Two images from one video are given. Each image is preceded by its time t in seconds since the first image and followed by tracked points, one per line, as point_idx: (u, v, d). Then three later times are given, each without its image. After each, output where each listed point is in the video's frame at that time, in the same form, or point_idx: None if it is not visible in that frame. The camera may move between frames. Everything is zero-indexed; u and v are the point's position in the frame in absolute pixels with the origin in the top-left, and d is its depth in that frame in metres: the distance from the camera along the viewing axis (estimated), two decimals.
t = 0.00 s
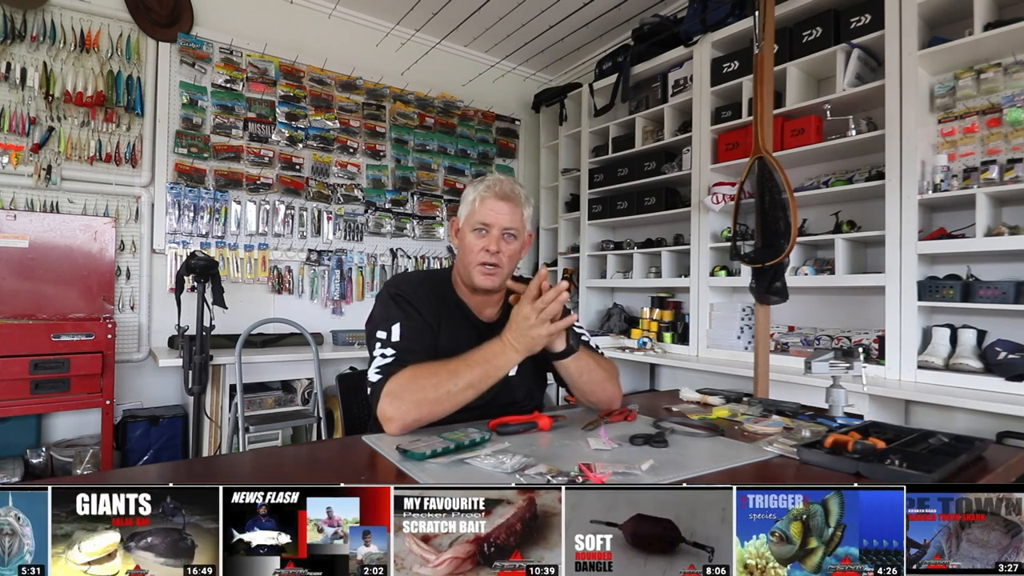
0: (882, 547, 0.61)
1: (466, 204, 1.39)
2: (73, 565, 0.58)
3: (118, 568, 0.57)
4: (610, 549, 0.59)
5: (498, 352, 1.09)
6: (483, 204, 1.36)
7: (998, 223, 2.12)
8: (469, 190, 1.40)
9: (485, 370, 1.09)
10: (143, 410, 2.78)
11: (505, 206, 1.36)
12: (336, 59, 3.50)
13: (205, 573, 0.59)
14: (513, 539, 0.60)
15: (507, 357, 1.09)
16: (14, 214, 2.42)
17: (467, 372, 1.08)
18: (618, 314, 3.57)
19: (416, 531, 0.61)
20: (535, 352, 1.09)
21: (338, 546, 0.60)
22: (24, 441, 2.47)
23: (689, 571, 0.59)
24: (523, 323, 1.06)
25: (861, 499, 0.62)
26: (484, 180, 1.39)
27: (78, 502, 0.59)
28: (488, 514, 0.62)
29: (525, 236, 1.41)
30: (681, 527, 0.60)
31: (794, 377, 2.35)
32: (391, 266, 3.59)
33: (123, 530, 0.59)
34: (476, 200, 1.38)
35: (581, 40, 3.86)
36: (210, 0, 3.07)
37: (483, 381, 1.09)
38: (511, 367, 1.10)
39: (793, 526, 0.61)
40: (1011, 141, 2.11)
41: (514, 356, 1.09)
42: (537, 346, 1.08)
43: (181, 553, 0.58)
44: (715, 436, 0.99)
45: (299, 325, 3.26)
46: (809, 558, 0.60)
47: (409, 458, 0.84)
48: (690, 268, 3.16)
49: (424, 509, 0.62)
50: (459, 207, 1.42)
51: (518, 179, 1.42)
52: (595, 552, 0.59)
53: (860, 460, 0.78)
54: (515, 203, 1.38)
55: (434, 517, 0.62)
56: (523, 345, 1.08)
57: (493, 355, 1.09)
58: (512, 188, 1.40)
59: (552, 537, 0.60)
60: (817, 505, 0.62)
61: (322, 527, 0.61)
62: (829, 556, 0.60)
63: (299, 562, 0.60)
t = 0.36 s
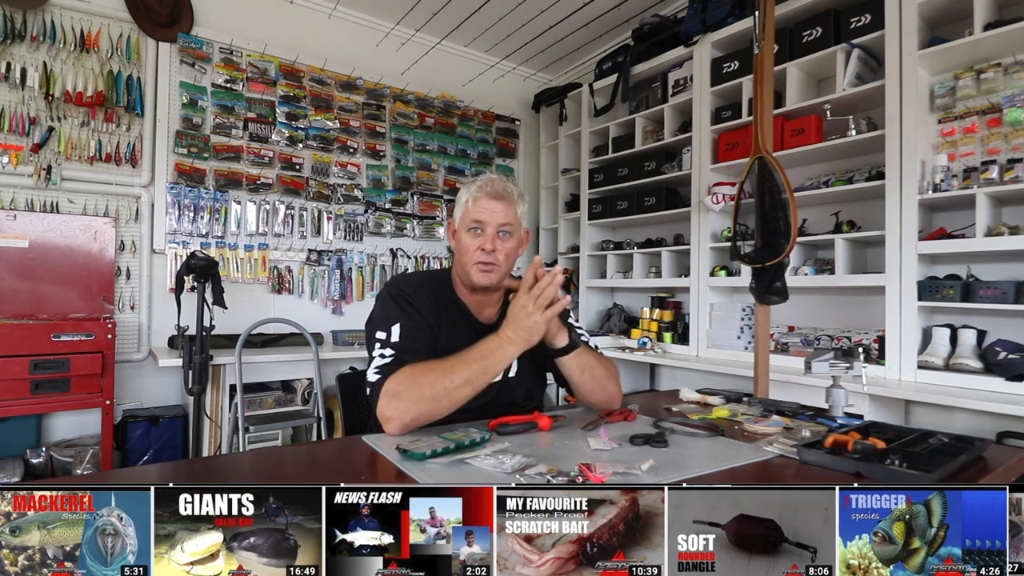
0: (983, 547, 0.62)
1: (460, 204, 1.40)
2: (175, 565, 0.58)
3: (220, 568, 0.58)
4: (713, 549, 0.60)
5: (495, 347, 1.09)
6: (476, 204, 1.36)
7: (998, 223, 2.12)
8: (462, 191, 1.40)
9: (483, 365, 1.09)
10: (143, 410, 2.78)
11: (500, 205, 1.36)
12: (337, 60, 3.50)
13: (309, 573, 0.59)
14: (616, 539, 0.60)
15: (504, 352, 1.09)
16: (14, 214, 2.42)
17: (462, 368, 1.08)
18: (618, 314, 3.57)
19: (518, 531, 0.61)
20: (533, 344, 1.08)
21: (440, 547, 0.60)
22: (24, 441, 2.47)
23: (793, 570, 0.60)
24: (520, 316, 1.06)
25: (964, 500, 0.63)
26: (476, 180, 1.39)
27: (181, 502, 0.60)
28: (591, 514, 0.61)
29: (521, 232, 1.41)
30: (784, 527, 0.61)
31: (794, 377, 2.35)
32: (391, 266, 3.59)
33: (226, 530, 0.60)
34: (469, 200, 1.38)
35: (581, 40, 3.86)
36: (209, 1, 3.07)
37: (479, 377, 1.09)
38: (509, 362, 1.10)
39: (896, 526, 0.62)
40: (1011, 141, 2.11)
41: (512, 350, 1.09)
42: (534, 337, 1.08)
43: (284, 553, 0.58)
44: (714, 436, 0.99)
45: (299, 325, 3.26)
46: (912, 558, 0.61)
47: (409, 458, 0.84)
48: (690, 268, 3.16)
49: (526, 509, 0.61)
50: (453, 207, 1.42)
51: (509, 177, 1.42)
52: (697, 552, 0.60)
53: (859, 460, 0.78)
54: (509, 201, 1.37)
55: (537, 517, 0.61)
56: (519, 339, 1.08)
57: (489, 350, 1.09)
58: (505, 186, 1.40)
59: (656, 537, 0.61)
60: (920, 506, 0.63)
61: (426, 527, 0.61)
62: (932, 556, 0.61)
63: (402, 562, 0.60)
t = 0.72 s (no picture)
0: (1001, 547, 0.62)
1: (460, 205, 1.40)
2: (192, 565, 0.58)
3: (237, 568, 0.58)
4: (729, 549, 0.60)
5: (500, 354, 1.09)
6: (475, 204, 1.36)
7: (998, 223, 2.12)
8: (461, 191, 1.40)
9: (488, 372, 1.09)
10: (143, 410, 2.78)
11: (499, 205, 1.36)
12: (336, 60, 3.50)
13: (325, 573, 0.59)
14: (632, 539, 0.60)
15: (508, 361, 1.09)
16: (14, 214, 2.42)
17: (466, 373, 1.08)
18: (618, 314, 3.57)
19: (535, 531, 0.60)
20: (535, 350, 1.10)
21: (457, 546, 0.60)
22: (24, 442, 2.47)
23: (808, 571, 0.60)
24: (521, 323, 1.07)
25: (981, 500, 0.62)
26: (476, 180, 1.39)
27: (198, 502, 0.59)
28: (608, 514, 0.61)
29: (521, 232, 1.41)
30: (800, 527, 0.61)
31: (794, 377, 2.35)
32: (391, 266, 3.59)
33: (242, 530, 0.60)
34: (469, 201, 1.38)
35: (581, 40, 3.86)
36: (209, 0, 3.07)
37: (481, 383, 1.09)
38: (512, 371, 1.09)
39: (912, 526, 0.62)
40: (1011, 140, 2.11)
41: (515, 356, 1.10)
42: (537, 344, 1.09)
43: (301, 553, 0.58)
44: (715, 436, 0.99)
45: (299, 325, 3.26)
46: (929, 558, 0.61)
47: (410, 458, 0.84)
48: (690, 268, 3.16)
49: (543, 509, 0.61)
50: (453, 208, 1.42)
51: (509, 177, 1.42)
52: (713, 552, 0.60)
53: (860, 460, 0.78)
54: (508, 200, 1.37)
55: (554, 517, 0.61)
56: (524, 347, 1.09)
57: (494, 357, 1.09)
58: (504, 185, 1.40)
59: (671, 537, 0.61)
60: (936, 506, 0.63)
61: (442, 527, 0.61)
62: (948, 556, 0.61)
63: (419, 562, 0.60)
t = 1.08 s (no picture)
0: (1001, 547, 0.62)
1: (451, 207, 1.40)
2: (192, 565, 0.58)
3: (237, 568, 0.58)
4: (729, 549, 0.60)
5: (501, 355, 1.09)
6: (466, 203, 1.36)
7: (998, 223, 2.12)
8: (451, 193, 1.40)
9: (488, 372, 1.09)
10: (143, 410, 2.78)
11: (490, 203, 1.36)
12: (336, 60, 3.50)
13: (325, 573, 0.59)
14: (632, 539, 0.60)
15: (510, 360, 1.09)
16: (14, 214, 2.42)
17: (467, 372, 1.08)
18: (618, 314, 3.57)
19: (535, 531, 0.60)
20: (536, 352, 1.09)
21: (457, 546, 0.60)
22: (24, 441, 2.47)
23: (808, 571, 0.60)
24: (520, 327, 1.06)
25: (981, 500, 0.62)
26: (464, 180, 1.39)
27: (198, 502, 0.59)
28: (608, 514, 0.61)
29: (513, 228, 1.41)
30: (800, 527, 0.61)
31: (794, 377, 2.35)
32: (391, 266, 3.59)
33: (242, 530, 0.60)
34: (459, 200, 1.38)
35: (581, 40, 3.86)
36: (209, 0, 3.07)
37: (482, 382, 1.09)
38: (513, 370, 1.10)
39: (912, 526, 0.62)
40: (1011, 141, 2.11)
41: (515, 359, 1.09)
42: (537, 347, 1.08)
43: (301, 553, 0.58)
44: (715, 436, 0.99)
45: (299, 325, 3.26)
46: (929, 558, 0.61)
47: (410, 458, 0.84)
48: (690, 268, 3.16)
49: (543, 509, 0.61)
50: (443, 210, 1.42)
51: (498, 174, 1.42)
52: (713, 552, 0.60)
53: (860, 461, 0.78)
54: (498, 198, 1.38)
55: (553, 517, 0.61)
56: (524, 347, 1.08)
57: (493, 358, 1.08)
58: (493, 183, 1.40)
59: (672, 538, 0.61)
60: (936, 506, 0.63)
61: (442, 527, 0.61)
62: (949, 556, 0.61)
63: (418, 562, 0.60)
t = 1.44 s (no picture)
0: (1001, 547, 0.62)
1: (451, 208, 1.40)
2: (192, 565, 0.58)
3: (237, 568, 0.58)
4: (729, 549, 0.60)
5: (500, 355, 1.09)
6: (466, 204, 1.36)
7: (998, 223, 2.12)
8: (450, 195, 1.41)
9: (488, 373, 1.09)
10: (143, 410, 2.78)
11: (490, 203, 1.37)
12: (336, 60, 3.50)
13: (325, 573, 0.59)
14: (632, 539, 0.60)
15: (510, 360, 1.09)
16: (14, 214, 2.42)
17: (467, 372, 1.08)
18: (618, 314, 3.57)
19: (535, 531, 0.60)
20: (534, 351, 1.08)
21: (457, 546, 0.60)
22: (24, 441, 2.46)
23: (808, 571, 0.61)
24: (518, 326, 1.05)
25: (980, 500, 0.62)
26: (463, 182, 1.40)
27: (198, 502, 0.59)
28: (608, 514, 0.61)
29: (513, 227, 1.41)
30: (800, 527, 0.61)
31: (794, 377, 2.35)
32: (391, 266, 3.59)
33: (242, 530, 0.60)
34: (459, 201, 1.38)
35: (581, 40, 3.86)
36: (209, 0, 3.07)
37: (482, 383, 1.09)
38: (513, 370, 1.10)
39: (912, 526, 0.62)
40: (1011, 141, 2.11)
41: (514, 357, 1.09)
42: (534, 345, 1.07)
43: (301, 553, 0.59)
44: (715, 436, 0.99)
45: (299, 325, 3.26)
46: (929, 558, 0.61)
47: (409, 458, 0.84)
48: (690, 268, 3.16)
49: (543, 509, 0.61)
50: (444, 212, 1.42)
51: (497, 175, 1.43)
52: (713, 552, 0.60)
53: (860, 461, 0.78)
54: (497, 198, 1.38)
55: (553, 517, 0.61)
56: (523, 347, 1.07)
57: (493, 357, 1.08)
58: (492, 184, 1.41)
59: (672, 537, 0.61)
60: (936, 506, 0.63)
61: (442, 527, 0.61)
62: (948, 556, 0.61)
63: (418, 562, 0.60)
